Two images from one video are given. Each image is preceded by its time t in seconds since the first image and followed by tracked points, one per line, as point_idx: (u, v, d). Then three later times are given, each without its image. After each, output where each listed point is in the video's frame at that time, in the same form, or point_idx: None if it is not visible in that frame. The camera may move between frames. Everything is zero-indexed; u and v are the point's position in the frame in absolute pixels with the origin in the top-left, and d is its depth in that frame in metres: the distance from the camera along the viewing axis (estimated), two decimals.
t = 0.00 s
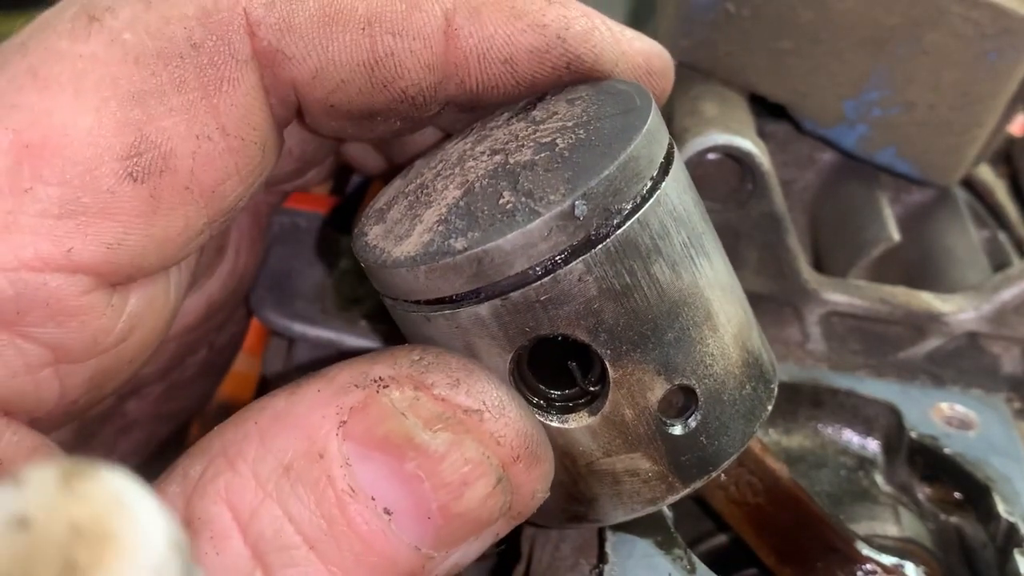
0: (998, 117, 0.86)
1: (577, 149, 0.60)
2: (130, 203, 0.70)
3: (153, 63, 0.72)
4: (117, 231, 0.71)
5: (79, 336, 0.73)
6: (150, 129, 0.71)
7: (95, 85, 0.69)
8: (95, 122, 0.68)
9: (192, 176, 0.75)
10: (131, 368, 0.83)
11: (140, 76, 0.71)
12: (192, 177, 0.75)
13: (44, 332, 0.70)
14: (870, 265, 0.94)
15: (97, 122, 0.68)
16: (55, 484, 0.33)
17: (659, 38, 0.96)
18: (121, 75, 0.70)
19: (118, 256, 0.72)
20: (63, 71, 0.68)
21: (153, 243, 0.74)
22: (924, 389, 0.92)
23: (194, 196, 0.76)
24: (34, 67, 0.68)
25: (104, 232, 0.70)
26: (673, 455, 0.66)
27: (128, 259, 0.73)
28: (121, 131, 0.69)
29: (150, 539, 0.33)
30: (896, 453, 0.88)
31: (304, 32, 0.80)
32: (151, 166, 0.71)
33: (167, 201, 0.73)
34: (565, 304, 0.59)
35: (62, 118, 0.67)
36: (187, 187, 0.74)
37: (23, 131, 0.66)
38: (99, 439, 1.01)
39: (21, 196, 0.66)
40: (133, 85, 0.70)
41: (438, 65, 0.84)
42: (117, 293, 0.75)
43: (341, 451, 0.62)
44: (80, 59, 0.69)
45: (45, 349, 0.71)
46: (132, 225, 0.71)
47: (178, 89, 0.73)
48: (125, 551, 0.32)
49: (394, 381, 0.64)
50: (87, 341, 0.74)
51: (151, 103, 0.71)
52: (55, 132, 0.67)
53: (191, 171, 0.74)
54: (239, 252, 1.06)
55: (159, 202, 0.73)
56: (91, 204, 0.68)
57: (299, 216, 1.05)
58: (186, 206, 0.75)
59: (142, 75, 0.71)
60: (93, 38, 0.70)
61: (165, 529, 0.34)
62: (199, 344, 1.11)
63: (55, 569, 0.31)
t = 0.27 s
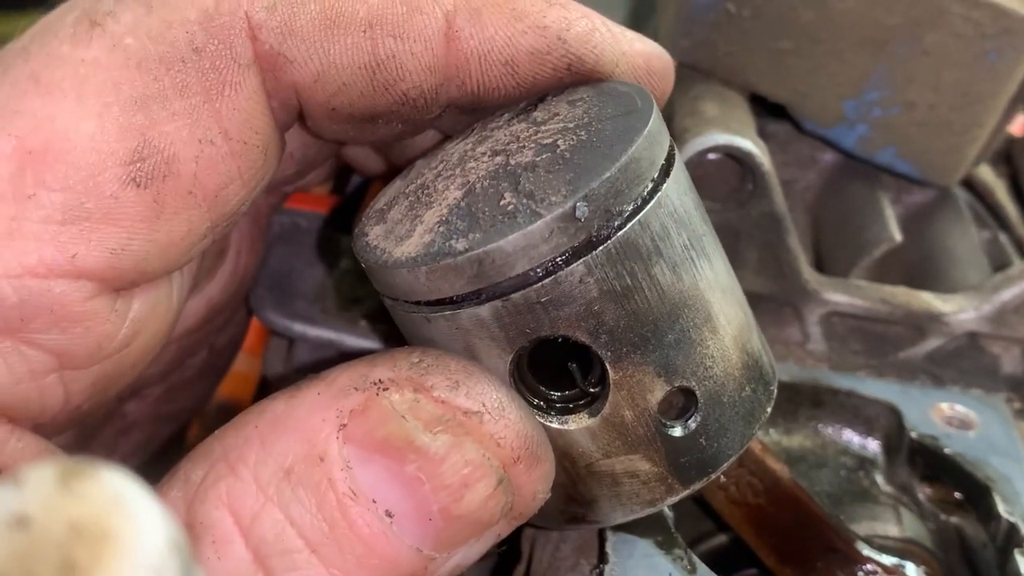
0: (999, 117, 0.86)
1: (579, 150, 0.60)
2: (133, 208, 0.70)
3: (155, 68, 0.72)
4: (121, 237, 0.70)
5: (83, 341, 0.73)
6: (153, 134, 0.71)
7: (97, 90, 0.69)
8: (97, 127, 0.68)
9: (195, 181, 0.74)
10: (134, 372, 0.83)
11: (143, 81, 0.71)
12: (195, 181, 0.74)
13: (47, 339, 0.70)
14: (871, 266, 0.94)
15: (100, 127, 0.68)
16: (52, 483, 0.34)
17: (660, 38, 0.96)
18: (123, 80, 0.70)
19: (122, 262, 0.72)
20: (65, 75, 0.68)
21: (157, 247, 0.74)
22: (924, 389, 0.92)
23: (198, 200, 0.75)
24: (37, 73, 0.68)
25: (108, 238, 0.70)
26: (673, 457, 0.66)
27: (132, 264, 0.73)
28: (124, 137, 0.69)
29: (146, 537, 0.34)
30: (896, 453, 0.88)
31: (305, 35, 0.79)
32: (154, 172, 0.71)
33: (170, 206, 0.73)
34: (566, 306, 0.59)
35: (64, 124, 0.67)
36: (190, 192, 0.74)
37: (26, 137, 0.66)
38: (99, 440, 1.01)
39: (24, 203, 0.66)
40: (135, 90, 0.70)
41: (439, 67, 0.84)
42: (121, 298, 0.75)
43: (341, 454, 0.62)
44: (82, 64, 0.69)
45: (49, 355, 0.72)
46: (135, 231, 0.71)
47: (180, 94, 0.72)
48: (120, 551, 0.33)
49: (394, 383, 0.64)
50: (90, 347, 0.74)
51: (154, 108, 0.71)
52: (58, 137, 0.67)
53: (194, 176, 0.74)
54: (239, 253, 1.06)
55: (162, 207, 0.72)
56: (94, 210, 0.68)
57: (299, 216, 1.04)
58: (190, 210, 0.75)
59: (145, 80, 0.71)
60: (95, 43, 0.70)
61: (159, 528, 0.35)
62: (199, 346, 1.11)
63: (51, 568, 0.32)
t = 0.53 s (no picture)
0: (998, 117, 0.86)
1: (583, 156, 0.60)
2: (134, 211, 0.70)
3: (157, 73, 0.72)
4: (121, 240, 0.70)
5: (81, 344, 0.73)
6: (154, 138, 0.71)
7: (100, 94, 0.69)
8: (99, 130, 0.68)
9: (196, 185, 0.74)
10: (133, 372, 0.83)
11: (145, 85, 0.71)
12: (196, 185, 0.74)
13: (47, 341, 0.71)
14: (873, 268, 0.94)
15: (102, 131, 0.68)
16: (103, 494, 0.32)
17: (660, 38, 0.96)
18: (126, 85, 0.70)
19: (122, 264, 0.72)
20: (68, 80, 0.69)
21: (158, 251, 0.73)
22: (924, 389, 0.92)
23: (199, 204, 0.75)
24: (40, 77, 0.69)
25: (108, 242, 0.70)
26: (672, 463, 0.66)
27: (132, 267, 0.73)
28: (125, 141, 0.69)
29: (192, 547, 0.31)
30: (895, 453, 0.88)
31: (309, 41, 0.79)
32: (155, 176, 0.71)
33: (171, 210, 0.73)
34: (568, 311, 0.59)
35: (67, 127, 0.67)
36: (192, 197, 0.74)
37: (28, 140, 0.67)
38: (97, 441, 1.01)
39: (25, 206, 0.66)
40: (137, 94, 0.70)
41: (443, 74, 0.84)
42: (120, 301, 0.75)
43: (341, 456, 0.61)
44: (85, 69, 0.69)
45: (48, 358, 0.72)
46: (135, 234, 0.71)
47: (183, 99, 0.72)
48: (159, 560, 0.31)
49: (394, 386, 0.64)
50: (89, 349, 0.74)
51: (156, 112, 0.71)
52: (60, 140, 0.67)
53: (196, 180, 0.74)
54: (239, 255, 1.06)
55: (163, 211, 0.72)
56: (95, 213, 0.68)
57: (298, 217, 1.04)
58: (191, 214, 0.74)
59: (147, 85, 0.71)
60: (98, 47, 0.70)
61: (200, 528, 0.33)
62: (200, 348, 1.11)
63: None
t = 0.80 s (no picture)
0: (997, 117, 0.85)
1: (556, 182, 0.61)
2: (114, 219, 0.70)
3: (147, 82, 0.72)
4: (99, 247, 0.70)
5: (54, 343, 0.72)
6: (139, 148, 0.71)
7: (89, 101, 0.69)
8: (85, 137, 0.68)
9: (178, 197, 0.74)
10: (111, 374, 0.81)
11: (134, 95, 0.71)
12: (179, 198, 0.74)
13: (17, 339, 0.70)
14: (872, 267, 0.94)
15: (88, 137, 0.68)
16: None
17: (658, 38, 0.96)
18: (115, 93, 0.70)
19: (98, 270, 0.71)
20: (56, 82, 0.69)
21: (134, 261, 0.73)
22: (922, 388, 0.91)
23: (179, 216, 0.75)
24: (29, 76, 0.69)
25: (85, 247, 0.69)
26: (640, 486, 0.67)
27: (106, 274, 0.72)
28: (110, 149, 0.69)
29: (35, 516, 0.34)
30: (894, 453, 0.88)
31: (308, 54, 0.80)
32: (138, 186, 0.71)
33: (151, 220, 0.73)
34: (536, 337, 0.59)
35: (52, 131, 0.67)
36: (173, 208, 0.74)
37: (12, 142, 0.66)
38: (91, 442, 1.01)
39: (5, 206, 0.66)
40: (125, 104, 0.70)
41: (445, 78, 0.84)
42: (96, 303, 0.74)
43: (305, 477, 0.62)
44: (75, 73, 0.69)
45: (19, 355, 0.71)
46: (113, 242, 0.71)
47: (171, 110, 0.73)
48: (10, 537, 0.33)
49: (358, 408, 0.66)
50: (61, 348, 0.73)
51: (143, 122, 0.71)
52: (45, 143, 0.67)
53: (178, 192, 0.74)
54: (230, 257, 1.07)
55: (144, 220, 0.72)
56: (75, 218, 0.68)
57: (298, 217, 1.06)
58: (171, 225, 0.74)
59: (136, 94, 0.71)
60: (90, 53, 0.71)
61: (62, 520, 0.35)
62: (189, 348, 1.11)
63: None
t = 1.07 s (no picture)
0: (997, 116, 0.86)
1: (546, 180, 0.61)
2: (108, 210, 0.70)
3: (140, 74, 0.72)
4: (92, 238, 0.71)
5: (49, 334, 0.73)
6: (133, 140, 0.71)
7: (83, 93, 0.69)
8: (79, 129, 0.69)
9: (172, 188, 0.75)
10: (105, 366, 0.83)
11: (128, 86, 0.71)
12: (172, 189, 0.75)
13: (11, 330, 0.70)
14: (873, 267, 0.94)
15: (82, 129, 0.69)
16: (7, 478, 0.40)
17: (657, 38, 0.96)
18: (109, 85, 0.70)
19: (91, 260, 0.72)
20: (51, 75, 0.69)
21: (127, 251, 0.74)
22: (922, 388, 0.92)
23: (172, 207, 0.75)
24: (22, 69, 0.68)
25: (79, 238, 0.70)
26: (645, 481, 0.66)
27: (100, 263, 0.72)
28: (104, 140, 0.70)
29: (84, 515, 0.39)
30: (893, 453, 0.88)
31: (301, 51, 0.80)
32: (132, 177, 0.71)
33: (144, 211, 0.73)
34: (533, 335, 0.59)
35: (46, 124, 0.67)
36: (167, 199, 0.75)
37: (6, 135, 0.66)
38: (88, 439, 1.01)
39: None
40: (118, 95, 0.71)
41: (436, 82, 0.84)
42: (91, 294, 0.75)
43: (308, 474, 0.62)
44: (69, 65, 0.70)
45: (14, 346, 0.71)
46: (107, 232, 0.71)
47: (164, 102, 0.73)
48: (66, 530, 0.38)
49: (363, 405, 0.66)
50: (56, 340, 0.74)
51: (136, 114, 0.71)
52: (39, 136, 0.67)
53: (172, 183, 0.75)
54: (224, 252, 1.08)
55: (137, 211, 0.73)
56: (68, 209, 0.68)
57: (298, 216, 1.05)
58: (164, 216, 0.75)
59: (130, 86, 0.71)
60: (84, 45, 0.71)
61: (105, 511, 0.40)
62: (186, 345, 1.11)
63: None
